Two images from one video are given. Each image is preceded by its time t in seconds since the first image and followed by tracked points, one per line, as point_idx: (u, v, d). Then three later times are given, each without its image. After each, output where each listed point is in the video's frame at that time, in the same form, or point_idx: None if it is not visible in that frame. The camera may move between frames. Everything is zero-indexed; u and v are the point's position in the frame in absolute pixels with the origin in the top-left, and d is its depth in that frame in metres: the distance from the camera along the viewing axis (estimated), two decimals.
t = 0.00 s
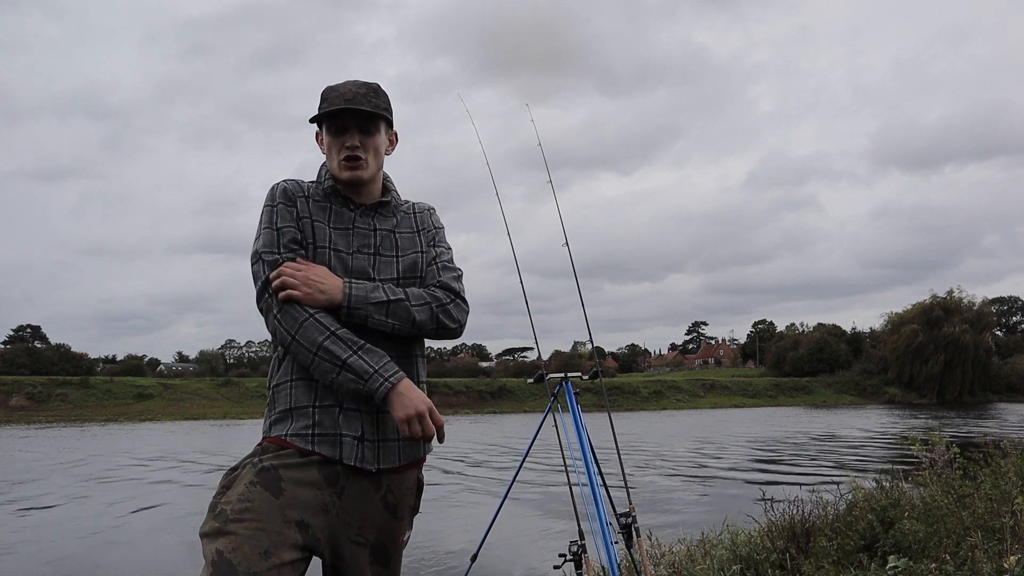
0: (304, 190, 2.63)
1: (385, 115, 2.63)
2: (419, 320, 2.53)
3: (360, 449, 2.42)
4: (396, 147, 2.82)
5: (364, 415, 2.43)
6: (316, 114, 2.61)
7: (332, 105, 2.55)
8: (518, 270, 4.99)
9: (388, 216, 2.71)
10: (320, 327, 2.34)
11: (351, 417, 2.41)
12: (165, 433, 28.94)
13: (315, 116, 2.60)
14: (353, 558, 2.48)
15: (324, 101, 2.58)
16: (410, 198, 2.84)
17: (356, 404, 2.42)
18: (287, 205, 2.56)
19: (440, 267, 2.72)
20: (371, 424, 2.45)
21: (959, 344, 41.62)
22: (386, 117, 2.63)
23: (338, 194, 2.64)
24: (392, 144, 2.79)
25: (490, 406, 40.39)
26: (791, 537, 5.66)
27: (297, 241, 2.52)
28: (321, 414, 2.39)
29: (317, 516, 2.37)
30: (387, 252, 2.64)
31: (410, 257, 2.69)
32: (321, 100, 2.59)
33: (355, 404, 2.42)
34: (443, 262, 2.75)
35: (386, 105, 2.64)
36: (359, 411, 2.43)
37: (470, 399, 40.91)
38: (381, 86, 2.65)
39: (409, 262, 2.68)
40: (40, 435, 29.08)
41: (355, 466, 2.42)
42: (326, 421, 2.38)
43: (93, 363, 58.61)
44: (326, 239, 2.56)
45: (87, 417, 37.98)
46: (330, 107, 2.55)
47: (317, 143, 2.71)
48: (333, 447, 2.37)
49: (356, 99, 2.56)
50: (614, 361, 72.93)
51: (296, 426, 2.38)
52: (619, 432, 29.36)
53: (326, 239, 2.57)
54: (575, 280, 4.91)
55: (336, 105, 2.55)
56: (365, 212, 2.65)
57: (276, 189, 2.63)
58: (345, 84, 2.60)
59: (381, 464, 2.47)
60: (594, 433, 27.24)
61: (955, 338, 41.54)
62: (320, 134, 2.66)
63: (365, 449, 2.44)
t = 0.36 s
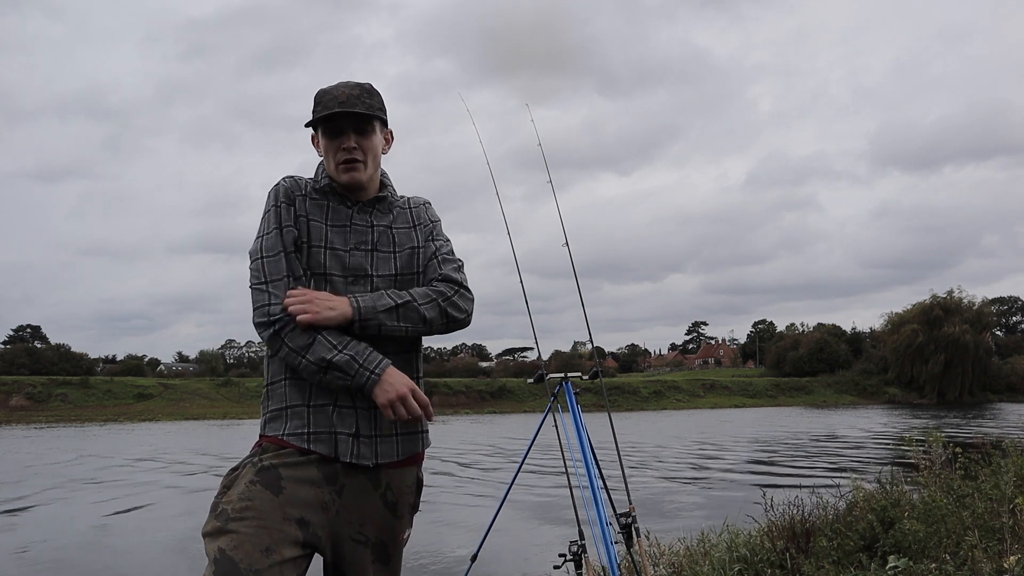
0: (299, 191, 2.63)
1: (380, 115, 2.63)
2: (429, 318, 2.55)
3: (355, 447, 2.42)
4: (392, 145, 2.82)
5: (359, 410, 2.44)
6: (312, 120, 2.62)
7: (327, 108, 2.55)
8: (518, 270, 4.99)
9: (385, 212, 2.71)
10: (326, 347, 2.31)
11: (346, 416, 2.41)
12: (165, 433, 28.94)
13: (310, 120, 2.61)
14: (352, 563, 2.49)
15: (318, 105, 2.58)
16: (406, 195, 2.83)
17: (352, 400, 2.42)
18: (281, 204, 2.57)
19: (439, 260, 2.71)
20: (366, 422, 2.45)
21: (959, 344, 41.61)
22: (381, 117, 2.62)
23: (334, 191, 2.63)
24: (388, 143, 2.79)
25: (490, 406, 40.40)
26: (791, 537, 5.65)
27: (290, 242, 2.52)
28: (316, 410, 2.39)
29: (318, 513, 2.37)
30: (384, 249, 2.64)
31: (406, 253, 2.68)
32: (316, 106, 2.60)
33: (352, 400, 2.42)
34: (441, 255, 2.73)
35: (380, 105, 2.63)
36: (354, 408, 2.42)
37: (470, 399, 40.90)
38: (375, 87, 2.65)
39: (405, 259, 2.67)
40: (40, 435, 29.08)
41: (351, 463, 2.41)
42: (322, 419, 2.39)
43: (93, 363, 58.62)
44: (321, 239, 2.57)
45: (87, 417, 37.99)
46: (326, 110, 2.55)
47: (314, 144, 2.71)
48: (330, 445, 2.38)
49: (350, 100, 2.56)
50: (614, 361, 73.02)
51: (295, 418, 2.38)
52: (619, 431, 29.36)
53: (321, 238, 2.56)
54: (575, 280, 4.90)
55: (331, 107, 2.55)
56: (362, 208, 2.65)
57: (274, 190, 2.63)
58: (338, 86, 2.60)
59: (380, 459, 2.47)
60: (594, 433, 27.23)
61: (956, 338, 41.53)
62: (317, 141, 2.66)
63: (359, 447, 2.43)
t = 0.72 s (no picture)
0: (293, 198, 2.62)
1: (384, 119, 2.64)
2: (408, 326, 2.54)
3: (355, 452, 2.42)
4: (391, 152, 2.82)
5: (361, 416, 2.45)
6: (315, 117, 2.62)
7: (333, 107, 2.55)
8: (518, 270, 4.99)
9: (382, 218, 2.70)
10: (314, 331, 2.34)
11: (345, 421, 2.42)
12: (166, 434, 28.95)
13: (313, 118, 2.60)
14: (356, 561, 2.49)
15: (322, 103, 2.59)
16: (405, 203, 2.83)
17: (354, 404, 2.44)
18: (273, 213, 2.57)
19: (435, 273, 2.70)
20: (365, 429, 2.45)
21: (960, 344, 41.60)
22: (385, 120, 2.63)
23: (326, 198, 2.63)
24: (388, 148, 2.79)
25: (490, 406, 40.42)
26: (791, 537, 5.65)
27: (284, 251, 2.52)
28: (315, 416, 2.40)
29: (319, 512, 2.37)
30: (380, 256, 2.64)
31: (401, 261, 2.68)
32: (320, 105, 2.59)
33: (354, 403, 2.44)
34: (440, 268, 2.74)
35: (385, 111, 2.64)
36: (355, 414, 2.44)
37: (470, 399, 40.92)
38: (380, 94, 2.66)
39: (402, 268, 2.67)
40: (40, 435, 29.08)
41: (350, 468, 2.41)
42: (320, 424, 2.39)
43: (93, 363, 58.61)
44: (318, 246, 2.57)
45: (87, 417, 37.99)
46: (332, 109, 2.55)
47: (314, 144, 2.71)
48: (329, 450, 2.38)
49: (357, 102, 2.57)
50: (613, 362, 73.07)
51: (295, 423, 2.39)
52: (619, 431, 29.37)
53: (315, 244, 2.57)
54: (575, 279, 4.90)
55: (336, 107, 2.56)
56: (357, 216, 2.64)
57: (266, 200, 2.63)
58: (346, 88, 2.60)
59: (380, 464, 2.47)
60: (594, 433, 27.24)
61: (956, 338, 41.54)
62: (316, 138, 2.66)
63: (360, 451, 2.43)
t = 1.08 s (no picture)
0: (282, 214, 2.64)
1: (382, 121, 2.63)
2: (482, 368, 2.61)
3: (349, 457, 2.41)
4: (391, 156, 2.81)
5: (350, 423, 2.42)
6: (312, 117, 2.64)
7: (331, 107, 2.56)
8: (517, 270, 4.99)
9: (377, 224, 2.66)
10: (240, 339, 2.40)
11: (337, 430, 2.41)
12: (166, 433, 28.93)
13: (312, 118, 2.61)
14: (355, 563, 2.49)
15: (321, 102, 2.60)
16: (403, 209, 2.76)
17: (342, 412, 2.41)
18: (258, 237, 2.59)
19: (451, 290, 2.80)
20: (359, 437, 2.43)
21: (960, 344, 41.59)
22: (382, 123, 2.63)
23: (319, 205, 2.62)
24: (386, 152, 2.78)
25: (490, 406, 40.40)
26: (791, 537, 5.65)
27: (273, 266, 2.54)
28: (303, 426, 2.38)
29: (316, 512, 2.37)
30: (374, 262, 2.59)
31: (397, 268, 2.62)
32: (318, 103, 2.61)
33: (342, 412, 2.42)
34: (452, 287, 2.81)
35: (385, 113, 2.65)
36: (344, 422, 2.41)
37: (470, 399, 40.92)
38: (381, 93, 2.66)
39: (395, 276, 2.61)
40: (40, 435, 29.05)
41: (344, 473, 2.40)
42: (312, 432, 2.38)
43: (93, 363, 58.59)
44: (309, 255, 2.54)
45: (87, 417, 37.98)
46: (330, 108, 2.56)
47: (312, 144, 2.71)
48: (324, 456, 2.37)
49: (356, 102, 2.57)
50: (613, 361, 73.14)
51: (287, 428, 2.40)
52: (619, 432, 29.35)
53: (303, 256, 2.55)
54: (575, 280, 4.90)
55: (335, 107, 2.56)
56: (351, 221, 2.63)
57: (256, 216, 2.67)
58: (345, 88, 2.60)
59: (375, 469, 2.45)
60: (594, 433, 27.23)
61: (956, 339, 41.53)
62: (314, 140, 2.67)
63: (354, 457, 2.42)
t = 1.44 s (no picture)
0: (280, 220, 2.63)
1: (376, 119, 2.64)
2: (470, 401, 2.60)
3: (346, 460, 2.41)
4: (386, 155, 2.81)
5: (349, 427, 2.42)
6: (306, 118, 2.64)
7: (324, 106, 2.57)
8: (517, 270, 4.99)
9: (373, 228, 2.66)
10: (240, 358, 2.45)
11: (334, 433, 2.41)
12: (165, 433, 28.93)
13: (306, 120, 2.62)
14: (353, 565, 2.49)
15: (315, 101, 2.61)
16: (400, 212, 2.77)
17: (339, 417, 2.41)
18: (253, 243, 2.60)
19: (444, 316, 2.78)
20: (355, 440, 2.42)
21: (960, 344, 41.61)
22: (376, 120, 2.64)
23: (316, 209, 2.62)
24: (380, 151, 2.79)
25: (490, 406, 40.41)
26: (791, 537, 5.65)
27: (269, 272, 2.54)
28: (301, 429, 2.40)
29: (312, 511, 2.37)
30: (371, 266, 2.59)
31: (394, 272, 2.61)
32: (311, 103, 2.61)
33: (341, 416, 2.42)
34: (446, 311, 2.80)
35: (378, 111, 2.65)
36: (341, 426, 2.41)
37: (470, 399, 40.91)
38: (374, 93, 2.67)
39: (392, 279, 2.60)
40: (40, 435, 29.03)
41: (342, 475, 2.40)
42: (309, 434, 2.39)
43: (93, 363, 58.61)
44: (306, 259, 2.54)
45: (87, 417, 37.97)
46: (325, 107, 2.56)
47: (307, 145, 2.71)
48: (320, 458, 2.38)
49: (349, 101, 2.57)
50: (614, 361, 73.09)
51: (285, 429, 2.41)
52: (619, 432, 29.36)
53: (300, 260, 2.54)
54: (575, 280, 4.90)
55: (328, 106, 2.57)
56: (348, 224, 2.62)
57: (251, 225, 2.66)
58: (338, 88, 2.61)
59: (375, 469, 2.45)
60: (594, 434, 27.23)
61: (956, 339, 41.57)
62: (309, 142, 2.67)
63: (351, 460, 2.41)
